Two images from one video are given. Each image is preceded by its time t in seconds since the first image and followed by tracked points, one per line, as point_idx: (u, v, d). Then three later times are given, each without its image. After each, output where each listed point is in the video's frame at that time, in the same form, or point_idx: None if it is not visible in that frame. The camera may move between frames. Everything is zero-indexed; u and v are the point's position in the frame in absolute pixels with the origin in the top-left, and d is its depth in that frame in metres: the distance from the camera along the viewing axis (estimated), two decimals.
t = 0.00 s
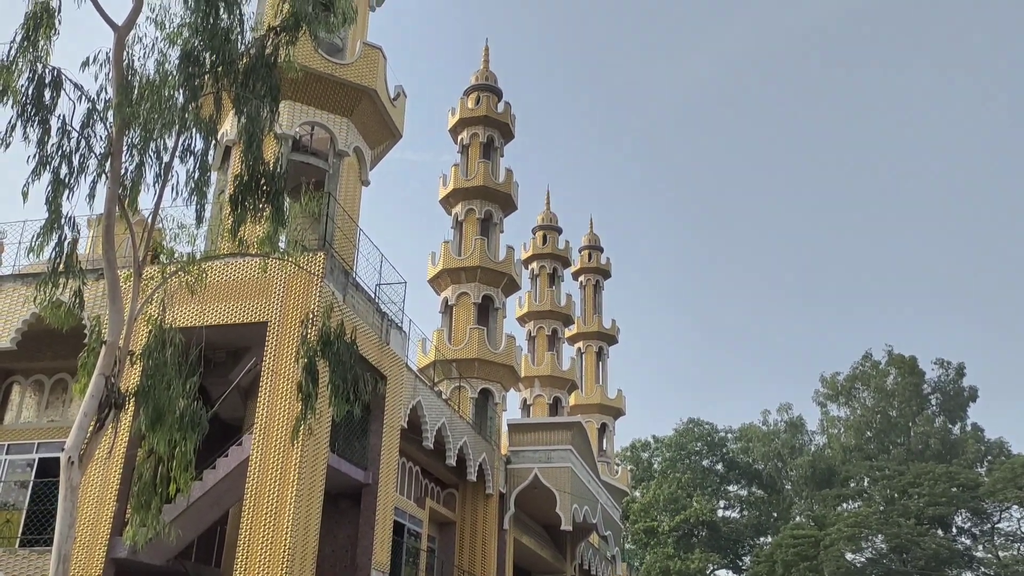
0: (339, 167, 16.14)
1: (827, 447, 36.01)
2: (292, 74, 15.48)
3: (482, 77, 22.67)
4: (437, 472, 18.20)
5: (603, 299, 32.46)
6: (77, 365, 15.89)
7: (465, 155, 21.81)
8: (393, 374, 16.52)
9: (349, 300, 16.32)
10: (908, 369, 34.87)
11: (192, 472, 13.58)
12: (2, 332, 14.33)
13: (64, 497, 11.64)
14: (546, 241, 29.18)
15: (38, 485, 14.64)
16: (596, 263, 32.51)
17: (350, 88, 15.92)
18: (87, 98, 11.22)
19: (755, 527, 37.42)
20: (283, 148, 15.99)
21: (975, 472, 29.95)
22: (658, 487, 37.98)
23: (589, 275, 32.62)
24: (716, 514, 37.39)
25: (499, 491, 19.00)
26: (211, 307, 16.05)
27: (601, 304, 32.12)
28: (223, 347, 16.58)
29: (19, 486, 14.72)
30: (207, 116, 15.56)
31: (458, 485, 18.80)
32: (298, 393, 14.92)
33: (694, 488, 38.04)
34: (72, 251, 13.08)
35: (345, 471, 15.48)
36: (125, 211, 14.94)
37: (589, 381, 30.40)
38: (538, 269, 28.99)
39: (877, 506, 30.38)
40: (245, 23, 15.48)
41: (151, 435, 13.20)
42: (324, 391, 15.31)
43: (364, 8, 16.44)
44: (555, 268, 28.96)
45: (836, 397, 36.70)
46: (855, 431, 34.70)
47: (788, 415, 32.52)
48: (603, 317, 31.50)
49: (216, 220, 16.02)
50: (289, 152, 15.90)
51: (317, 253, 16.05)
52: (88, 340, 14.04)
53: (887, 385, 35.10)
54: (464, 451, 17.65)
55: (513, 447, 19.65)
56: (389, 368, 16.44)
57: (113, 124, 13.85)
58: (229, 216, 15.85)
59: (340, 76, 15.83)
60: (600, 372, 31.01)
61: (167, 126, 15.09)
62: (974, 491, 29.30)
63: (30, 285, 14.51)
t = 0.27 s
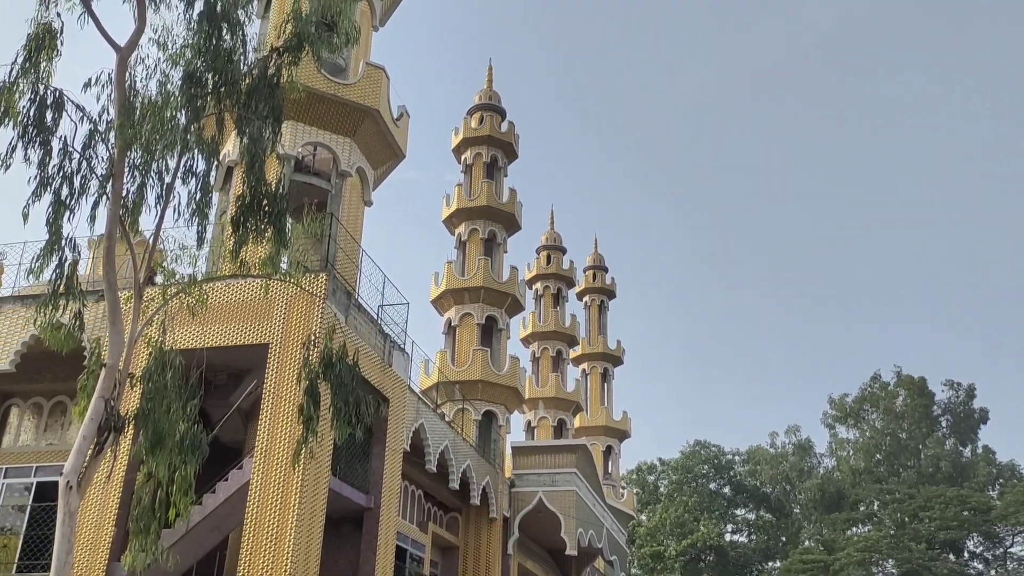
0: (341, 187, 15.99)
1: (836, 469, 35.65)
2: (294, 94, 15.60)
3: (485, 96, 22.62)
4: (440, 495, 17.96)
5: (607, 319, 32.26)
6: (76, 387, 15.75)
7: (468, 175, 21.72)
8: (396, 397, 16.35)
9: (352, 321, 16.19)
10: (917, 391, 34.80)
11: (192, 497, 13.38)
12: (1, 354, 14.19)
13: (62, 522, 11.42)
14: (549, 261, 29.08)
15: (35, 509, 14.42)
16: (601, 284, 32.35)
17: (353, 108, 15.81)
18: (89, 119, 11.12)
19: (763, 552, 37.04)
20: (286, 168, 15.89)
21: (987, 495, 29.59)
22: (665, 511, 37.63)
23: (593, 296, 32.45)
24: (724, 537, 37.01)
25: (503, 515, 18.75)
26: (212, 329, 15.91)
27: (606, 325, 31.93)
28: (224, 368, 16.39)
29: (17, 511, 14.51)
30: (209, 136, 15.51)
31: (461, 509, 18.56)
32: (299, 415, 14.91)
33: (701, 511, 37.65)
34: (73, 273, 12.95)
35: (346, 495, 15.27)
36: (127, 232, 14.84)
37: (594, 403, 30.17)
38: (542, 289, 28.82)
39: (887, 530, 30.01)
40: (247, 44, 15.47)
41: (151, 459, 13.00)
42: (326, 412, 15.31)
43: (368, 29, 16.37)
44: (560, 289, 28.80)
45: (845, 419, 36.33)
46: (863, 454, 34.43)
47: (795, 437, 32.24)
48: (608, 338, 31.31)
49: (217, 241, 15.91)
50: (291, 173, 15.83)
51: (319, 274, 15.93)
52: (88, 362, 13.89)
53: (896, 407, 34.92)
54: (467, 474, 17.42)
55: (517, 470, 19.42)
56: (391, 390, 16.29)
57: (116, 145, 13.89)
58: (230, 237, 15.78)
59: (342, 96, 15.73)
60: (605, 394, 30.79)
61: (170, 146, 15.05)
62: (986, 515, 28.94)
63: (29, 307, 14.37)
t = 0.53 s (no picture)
0: (341, 201, 15.57)
1: (851, 491, 34.75)
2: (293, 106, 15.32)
3: (488, 107, 22.29)
4: (441, 518, 17.46)
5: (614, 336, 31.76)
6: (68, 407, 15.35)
7: (472, 187, 21.33)
8: (396, 416, 15.93)
9: (350, 338, 15.76)
10: (934, 410, 34.07)
11: (186, 520, 12.90)
12: None
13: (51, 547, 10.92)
14: (554, 276, 28.73)
15: (25, 533, 13.91)
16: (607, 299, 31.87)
17: (352, 120, 15.45)
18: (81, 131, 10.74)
19: None
20: (283, 181, 15.51)
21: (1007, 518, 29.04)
22: (674, 534, 37.00)
23: (599, 312, 31.95)
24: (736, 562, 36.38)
25: (506, 538, 18.22)
26: (208, 346, 15.48)
27: (612, 342, 31.42)
28: (219, 387, 15.89)
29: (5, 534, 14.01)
30: (205, 149, 15.15)
31: (463, 532, 18.04)
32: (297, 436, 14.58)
33: (711, 535, 36.96)
34: (64, 291, 12.59)
35: (345, 518, 14.81)
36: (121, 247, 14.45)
37: (600, 423, 29.63)
38: (547, 305, 28.37)
39: (904, 554, 29.37)
40: (245, 54, 15.13)
41: (144, 481, 12.53)
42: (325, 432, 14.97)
43: (368, 39, 16.03)
44: (564, 304, 28.34)
45: (859, 439, 35.77)
46: (879, 475, 33.78)
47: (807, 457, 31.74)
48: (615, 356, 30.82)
49: (213, 256, 15.52)
50: (289, 186, 15.45)
51: (317, 290, 15.52)
52: (80, 381, 13.50)
53: (912, 426, 34.32)
54: (469, 496, 16.91)
55: (521, 492, 18.91)
56: (391, 410, 15.86)
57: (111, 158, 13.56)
58: (226, 252, 15.38)
59: (341, 107, 15.38)
60: (612, 413, 30.26)
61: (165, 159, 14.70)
62: (1006, 539, 28.39)
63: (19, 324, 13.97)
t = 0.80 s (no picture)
0: (323, 203, 13.81)
1: (902, 530, 32.79)
2: (270, 95, 13.51)
3: (490, 95, 20.83)
4: (437, 562, 15.64)
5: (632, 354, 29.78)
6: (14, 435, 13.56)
7: (471, 185, 19.96)
8: (386, 446, 14.10)
9: (334, 357, 13.96)
10: (996, 439, 32.31)
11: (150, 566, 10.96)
12: None
13: None
14: (565, 287, 26.91)
15: None
16: (624, 313, 29.98)
17: (336, 111, 13.70)
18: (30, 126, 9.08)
19: None
20: (259, 180, 13.77)
21: None
22: None
23: (617, 326, 30.04)
24: None
25: None
26: (173, 367, 13.71)
27: (630, 360, 29.49)
28: (185, 413, 14.11)
29: None
30: (171, 144, 13.38)
31: None
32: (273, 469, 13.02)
33: None
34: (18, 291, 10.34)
35: (328, 561, 13.14)
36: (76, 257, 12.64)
37: (617, 453, 27.67)
38: (557, 319, 26.50)
39: None
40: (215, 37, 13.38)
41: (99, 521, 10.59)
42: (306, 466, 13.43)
43: (354, 19, 14.29)
44: (576, 317, 26.55)
45: (912, 472, 33.64)
46: (936, 513, 31.96)
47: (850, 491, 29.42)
48: (633, 379, 28.83)
49: (179, 265, 13.76)
50: (265, 186, 13.70)
51: (297, 303, 13.74)
52: (29, 408, 11.48)
53: (972, 458, 32.44)
54: (469, 537, 15.06)
55: (527, 532, 17.05)
56: (380, 438, 14.07)
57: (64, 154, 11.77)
58: (194, 260, 13.59)
59: (324, 96, 13.61)
60: (630, 443, 28.28)
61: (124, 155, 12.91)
62: None
63: None
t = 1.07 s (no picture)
0: (306, 203, 12.51)
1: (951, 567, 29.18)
2: (247, 84, 12.15)
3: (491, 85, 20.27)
4: None
5: (646, 369, 28.40)
6: None
7: (469, 183, 19.55)
8: (374, 472, 12.80)
9: (317, 375, 12.61)
10: None
11: None
12: None
13: None
14: (573, 296, 25.63)
15: None
16: (640, 324, 28.56)
17: (322, 101, 12.42)
18: None
19: None
20: (234, 178, 12.45)
21: None
22: None
23: (631, 339, 28.61)
24: None
25: None
26: (139, 385, 12.35)
27: (644, 378, 28.08)
28: (153, 437, 12.79)
29: None
30: (138, 138, 12.11)
31: None
32: (250, 499, 11.91)
33: None
34: None
35: None
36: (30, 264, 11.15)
37: (632, 481, 26.43)
38: (564, 332, 25.16)
39: None
40: (186, 19, 12.15)
41: (55, 556, 9.64)
42: (286, 494, 12.29)
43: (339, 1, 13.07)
44: (586, 329, 25.22)
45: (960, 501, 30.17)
46: (985, 547, 28.31)
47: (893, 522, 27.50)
48: (648, 399, 27.39)
49: (146, 272, 12.50)
50: (241, 185, 12.38)
51: (276, 314, 12.40)
52: None
53: None
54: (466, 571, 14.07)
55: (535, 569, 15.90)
56: (369, 464, 12.75)
57: (20, 150, 10.78)
58: (162, 267, 12.30)
59: (307, 85, 12.33)
60: (646, 468, 26.94)
61: (86, 150, 11.61)
62: None
63: None
